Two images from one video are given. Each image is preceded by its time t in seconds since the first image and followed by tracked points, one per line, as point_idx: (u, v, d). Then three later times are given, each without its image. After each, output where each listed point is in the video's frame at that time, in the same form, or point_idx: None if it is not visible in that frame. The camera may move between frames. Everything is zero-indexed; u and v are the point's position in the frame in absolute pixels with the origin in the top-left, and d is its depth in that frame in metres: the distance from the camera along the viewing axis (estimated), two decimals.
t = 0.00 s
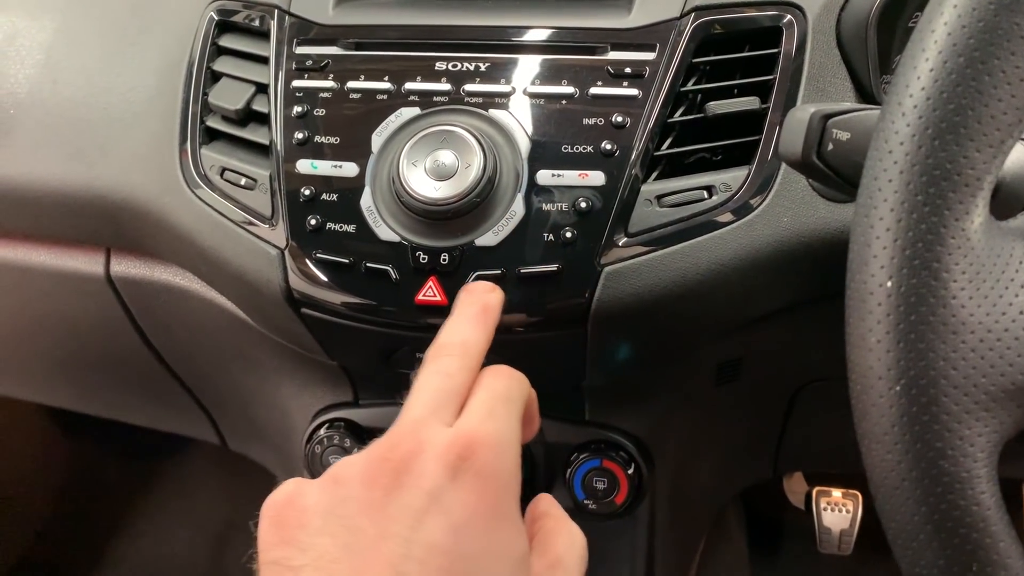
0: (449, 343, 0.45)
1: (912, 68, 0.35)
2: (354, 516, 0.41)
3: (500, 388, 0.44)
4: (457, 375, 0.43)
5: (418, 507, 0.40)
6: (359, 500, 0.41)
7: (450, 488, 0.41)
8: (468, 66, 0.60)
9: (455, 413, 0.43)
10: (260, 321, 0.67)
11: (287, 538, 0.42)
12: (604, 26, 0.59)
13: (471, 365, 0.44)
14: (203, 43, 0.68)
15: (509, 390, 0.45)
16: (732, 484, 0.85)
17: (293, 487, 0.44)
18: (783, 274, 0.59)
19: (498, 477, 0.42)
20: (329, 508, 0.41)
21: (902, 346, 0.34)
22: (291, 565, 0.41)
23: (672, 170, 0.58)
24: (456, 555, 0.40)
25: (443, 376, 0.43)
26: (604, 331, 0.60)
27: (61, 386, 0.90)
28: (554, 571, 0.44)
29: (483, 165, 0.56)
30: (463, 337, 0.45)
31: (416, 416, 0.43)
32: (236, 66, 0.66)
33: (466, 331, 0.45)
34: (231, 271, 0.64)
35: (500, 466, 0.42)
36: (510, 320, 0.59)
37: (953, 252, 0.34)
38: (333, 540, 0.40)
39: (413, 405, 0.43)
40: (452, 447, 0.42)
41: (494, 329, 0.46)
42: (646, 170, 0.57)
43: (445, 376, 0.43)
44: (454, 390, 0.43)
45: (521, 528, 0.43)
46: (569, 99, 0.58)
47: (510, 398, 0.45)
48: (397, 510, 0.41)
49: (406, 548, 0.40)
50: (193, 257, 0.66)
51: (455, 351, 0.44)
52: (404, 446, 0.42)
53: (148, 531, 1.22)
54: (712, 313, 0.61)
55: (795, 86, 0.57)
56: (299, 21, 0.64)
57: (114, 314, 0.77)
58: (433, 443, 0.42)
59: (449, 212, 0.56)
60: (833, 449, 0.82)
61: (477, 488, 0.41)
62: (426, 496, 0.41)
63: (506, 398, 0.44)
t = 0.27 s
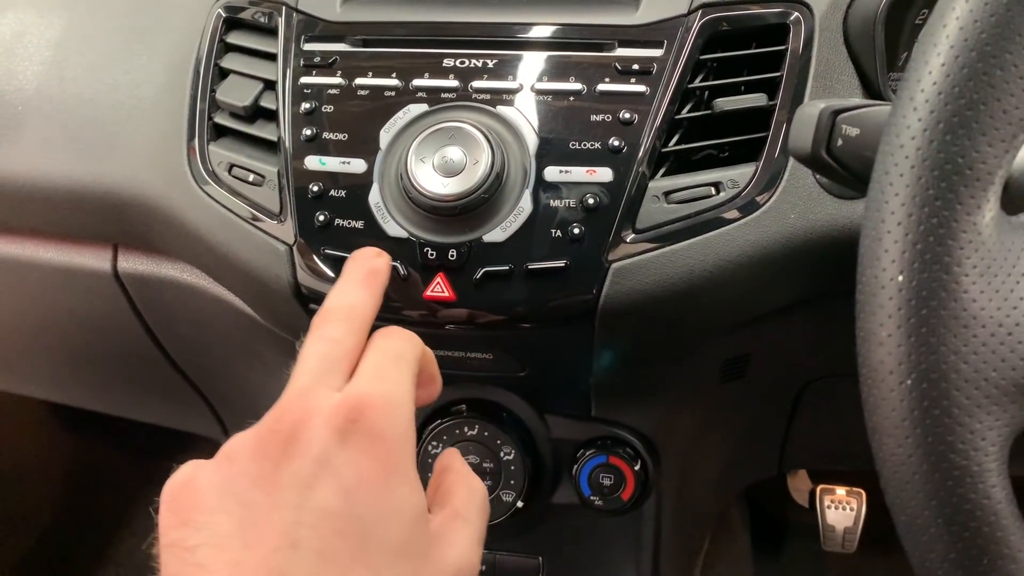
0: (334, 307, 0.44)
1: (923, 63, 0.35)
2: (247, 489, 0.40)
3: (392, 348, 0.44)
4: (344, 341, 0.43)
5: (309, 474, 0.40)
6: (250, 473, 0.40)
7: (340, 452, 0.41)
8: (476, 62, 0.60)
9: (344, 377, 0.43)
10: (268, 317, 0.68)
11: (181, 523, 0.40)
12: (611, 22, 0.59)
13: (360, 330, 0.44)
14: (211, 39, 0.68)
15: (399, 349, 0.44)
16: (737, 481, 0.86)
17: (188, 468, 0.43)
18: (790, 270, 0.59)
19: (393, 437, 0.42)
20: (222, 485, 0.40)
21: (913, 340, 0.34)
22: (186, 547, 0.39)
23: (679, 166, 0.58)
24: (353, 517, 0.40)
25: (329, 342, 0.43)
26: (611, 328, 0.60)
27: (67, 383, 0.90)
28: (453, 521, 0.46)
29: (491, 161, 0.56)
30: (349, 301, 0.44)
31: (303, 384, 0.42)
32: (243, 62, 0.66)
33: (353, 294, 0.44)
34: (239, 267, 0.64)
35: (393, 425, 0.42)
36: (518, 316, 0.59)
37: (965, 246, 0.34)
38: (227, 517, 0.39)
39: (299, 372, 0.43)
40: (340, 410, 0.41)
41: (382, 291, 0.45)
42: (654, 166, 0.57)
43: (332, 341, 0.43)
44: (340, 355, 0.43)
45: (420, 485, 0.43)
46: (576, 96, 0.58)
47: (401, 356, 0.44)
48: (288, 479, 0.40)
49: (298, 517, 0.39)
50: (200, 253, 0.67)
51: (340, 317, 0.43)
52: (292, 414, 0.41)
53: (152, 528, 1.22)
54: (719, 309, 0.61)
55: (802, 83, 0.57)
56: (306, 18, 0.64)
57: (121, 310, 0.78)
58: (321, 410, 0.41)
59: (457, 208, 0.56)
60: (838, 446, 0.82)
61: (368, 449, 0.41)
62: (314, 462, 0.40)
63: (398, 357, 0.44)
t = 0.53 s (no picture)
0: (320, 234, 0.44)
1: (926, 62, 0.35)
2: (235, 414, 0.41)
3: (379, 273, 0.43)
4: (330, 266, 0.43)
5: (297, 397, 0.40)
6: (239, 399, 0.41)
7: (327, 373, 0.41)
8: (477, 62, 0.60)
9: (331, 302, 0.43)
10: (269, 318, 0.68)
11: (173, 451, 0.42)
12: (612, 22, 0.59)
13: (347, 254, 0.43)
14: (212, 40, 0.68)
15: (387, 273, 0.44)
16: (739, 482, 0.85)
17: (180, 399, 0.44)
18: (792, 270, 0.59)
19: (380, 358, 0.41)
20: (212, 412, 0.42)
21: (917, 340, 0.34)
22: (177, 476, 0.41)
23: (681, 166, 0.58)
24: (342, 439, 0.40)
25: (316, 268, 0.43)
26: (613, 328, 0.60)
27: (68, 384, 0.90)
28: (453, 446, 0.45)
29: (493, 161, 0.56)
30: (334, 227, 0.43)
31: (290, 309, 0.42)
32: (245, 63, 0.66)
33: (337, 220, 0.44)
34: (240, 268, 0.64)
35: (379, 343, 0.41)
36: (520, 317, 0.59)
37: (969, 246, 0.34)
38: (218, 446, 0.41)
39: (286, 298, 0.43)
40: (326, 333, 0.41)
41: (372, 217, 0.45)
42: (656, 166, 0.57)
43: (318, 266, 0.43)
44: (327, 280, 0.43)
45: (414, 407, 0.42)
46: (578, 96, 0.58)
47: (390, 282, 0.43)
48: (274, 402, 0.41)
49: (286, 439, 0.40)
50: (201, 253, 0.66)
51: (327, 241, 0.43)
52: (279, 337, 0.42)
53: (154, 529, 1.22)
54: (721, 310, 0.61)
55: (804, 82, 0.57)
56: (307, 18, 0.64)
57: (122, 311, 0.78)
58: (308, 333, 0.41)
59: (458, 208, 0.56)
60: (840, 446, 0.82)
61: (356, 371, 0.41)
62: (302, 385, 0.40)
63: (386, 282, 0.43)
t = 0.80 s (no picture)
0: (436, 329, 0.42)
1: (918, 84, 0.36)
2: (324, 519, 0.40)
3: (496, 381, 0.41)
4: (438, 365, 0.41)
5: (388, 511, 0.39)
6: (331, 501, 0.40)
7: (421, 490, 0.39)
8: (475, 77, 0.60)
9: (438, 407, 0.41)
10: (268, 331, 0.68)
11: (262, 547, 0.41)
12: (609, 36, 0.59)
13: (469, 354, 0.42)
14: (210, 53, 0.68)
15: (504, 382, 0.41)
16: (739, 491, 0.86)
17: (278, 493, 0.43)
18: (789, 282, 0.59)
19: (480, 474, 0.39)
20: (304, 514, 0.41)
21: (910, 360, 0.34)
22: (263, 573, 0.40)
23: (678, 179, 0.58)
24: (425, 563, 0.38)
25: (424, 366, 0.41)
26: (611, 340, 0.60)
27: (68, 395, 0.90)
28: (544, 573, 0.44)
29: (491, 175, 0.56)
30: (451, 323, 0.42)
31: (392, 411, 0.41)
32: (243, 76, 0.66)
33: (456, 318, 0.42)
34: (239, 281, 0.64)
35: (484, 462, 0.39)
36: (518, 330, 0.59)
37: (961, 266, 0.34)
38: (302, 551, 0.39)
39: (389, 398, 0.41)
40: (426, 446, 0.39)
41: (493, 322, 0.44)
42: (652, 179, 0.58)
43: (426, 365, 0.41)
44: (435, 382, 0.41)
45: (509, 533, 0.40)
46: (575, 110, 0.58)
47: (505, 391, 0.41)
48: (364, 514, 0.39)
49: (369, 559, 0.38)
50: (201, 267, 0.67)
51: (442, 337, 0.41)
52: (376, 444, 0.40)
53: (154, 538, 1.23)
54: (719, 322, 0.61)
55: (800, 95, 0.57)
56: (305, 32, 0.64)
57: (122, 323, 0.78)
58: (409, 441, 0.40)
59: (456, 222, 0.57)
60: (839, 454, 0.82)
61: (451, 490, 0.39)
62: (395, 498, 0.39)
63: (501, 392, 0.41)
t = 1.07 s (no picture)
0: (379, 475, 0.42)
1: (909, 100, 0.36)
2: None
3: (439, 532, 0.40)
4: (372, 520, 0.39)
5: None
6: None
7: None
8: (474, 88, 0.61)
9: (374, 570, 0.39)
10: (268, 339, 0.68)
11: None
12: (608, 48, 0.60)
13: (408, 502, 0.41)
14: (212, 63, 0.68)
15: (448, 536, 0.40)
16: (737, 498, 0.86)
17: None
18: (785, 291, 0.60)
19: None
20: None
21: (902, 372, 0.35)
22: None
23: (675, 189, 0.59)
24: None
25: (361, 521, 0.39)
26: (609, 349, 0.61)
27: (69, 402, 0.91)
28: None
29: (489, 186, 0.57)
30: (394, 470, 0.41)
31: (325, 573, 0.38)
32: (244, 87, 0.66)
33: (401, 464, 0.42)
34: (240, 290, 0.65)
35: None
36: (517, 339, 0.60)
37: (952, 279, 0.35)
38: None
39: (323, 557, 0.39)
40: None
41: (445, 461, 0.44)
42: (650, 189, 0.58)
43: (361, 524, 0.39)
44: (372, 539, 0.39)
45: None
46: (573, 120, 0.59)
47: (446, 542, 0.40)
48: None
49: None
50: (202, 276, 0.67)
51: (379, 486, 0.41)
52: None
53: (155, 544, 1.23)
54: (716, 331, 0.61)
55: (796, 106, 0.58)
56: (306, 43, 0.65)
57: (123, 331, 0.78)
58: None
59: (455, 232, 0.57)
60: (837, 462, 0.82)
61: None
62: None
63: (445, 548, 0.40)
